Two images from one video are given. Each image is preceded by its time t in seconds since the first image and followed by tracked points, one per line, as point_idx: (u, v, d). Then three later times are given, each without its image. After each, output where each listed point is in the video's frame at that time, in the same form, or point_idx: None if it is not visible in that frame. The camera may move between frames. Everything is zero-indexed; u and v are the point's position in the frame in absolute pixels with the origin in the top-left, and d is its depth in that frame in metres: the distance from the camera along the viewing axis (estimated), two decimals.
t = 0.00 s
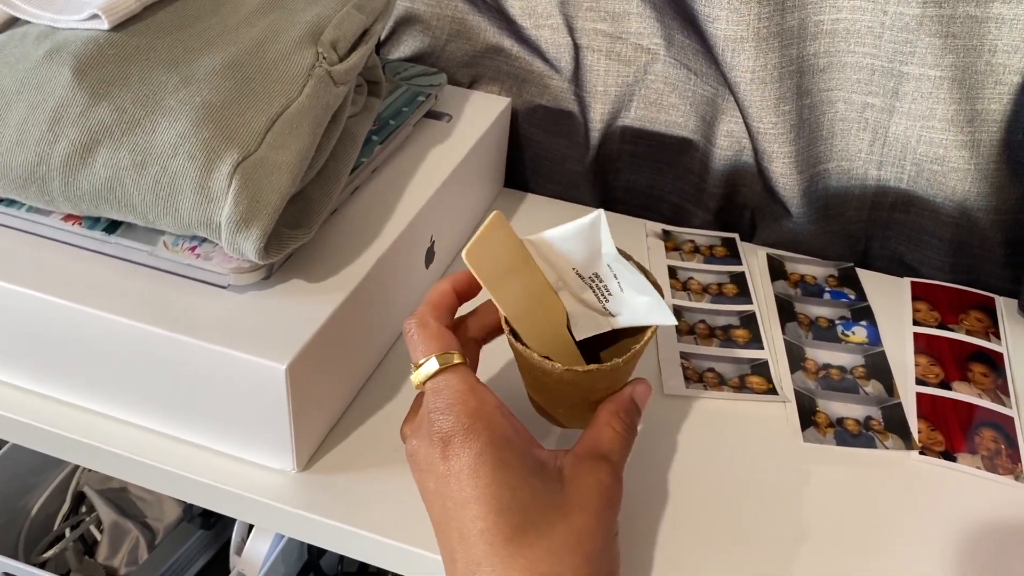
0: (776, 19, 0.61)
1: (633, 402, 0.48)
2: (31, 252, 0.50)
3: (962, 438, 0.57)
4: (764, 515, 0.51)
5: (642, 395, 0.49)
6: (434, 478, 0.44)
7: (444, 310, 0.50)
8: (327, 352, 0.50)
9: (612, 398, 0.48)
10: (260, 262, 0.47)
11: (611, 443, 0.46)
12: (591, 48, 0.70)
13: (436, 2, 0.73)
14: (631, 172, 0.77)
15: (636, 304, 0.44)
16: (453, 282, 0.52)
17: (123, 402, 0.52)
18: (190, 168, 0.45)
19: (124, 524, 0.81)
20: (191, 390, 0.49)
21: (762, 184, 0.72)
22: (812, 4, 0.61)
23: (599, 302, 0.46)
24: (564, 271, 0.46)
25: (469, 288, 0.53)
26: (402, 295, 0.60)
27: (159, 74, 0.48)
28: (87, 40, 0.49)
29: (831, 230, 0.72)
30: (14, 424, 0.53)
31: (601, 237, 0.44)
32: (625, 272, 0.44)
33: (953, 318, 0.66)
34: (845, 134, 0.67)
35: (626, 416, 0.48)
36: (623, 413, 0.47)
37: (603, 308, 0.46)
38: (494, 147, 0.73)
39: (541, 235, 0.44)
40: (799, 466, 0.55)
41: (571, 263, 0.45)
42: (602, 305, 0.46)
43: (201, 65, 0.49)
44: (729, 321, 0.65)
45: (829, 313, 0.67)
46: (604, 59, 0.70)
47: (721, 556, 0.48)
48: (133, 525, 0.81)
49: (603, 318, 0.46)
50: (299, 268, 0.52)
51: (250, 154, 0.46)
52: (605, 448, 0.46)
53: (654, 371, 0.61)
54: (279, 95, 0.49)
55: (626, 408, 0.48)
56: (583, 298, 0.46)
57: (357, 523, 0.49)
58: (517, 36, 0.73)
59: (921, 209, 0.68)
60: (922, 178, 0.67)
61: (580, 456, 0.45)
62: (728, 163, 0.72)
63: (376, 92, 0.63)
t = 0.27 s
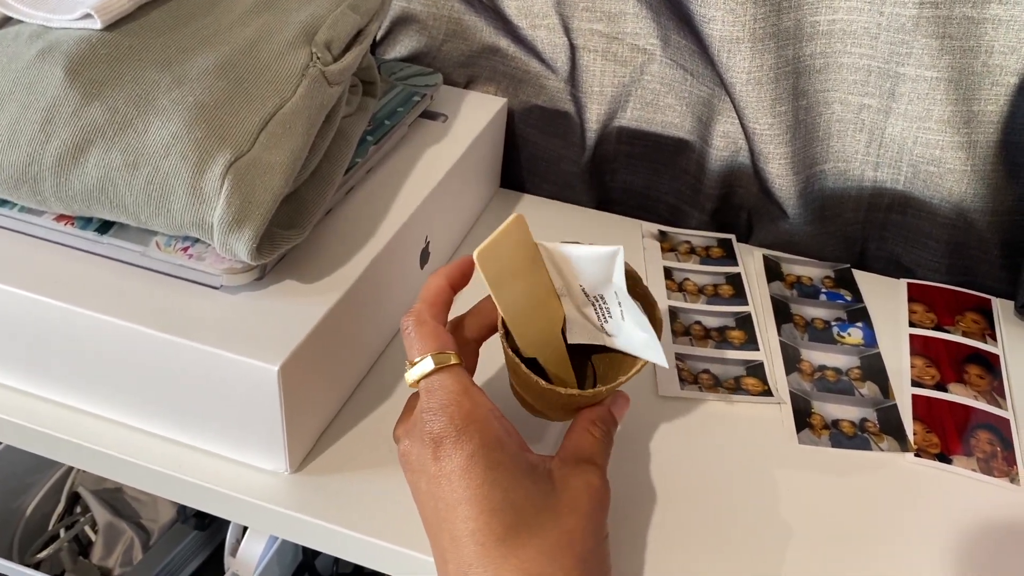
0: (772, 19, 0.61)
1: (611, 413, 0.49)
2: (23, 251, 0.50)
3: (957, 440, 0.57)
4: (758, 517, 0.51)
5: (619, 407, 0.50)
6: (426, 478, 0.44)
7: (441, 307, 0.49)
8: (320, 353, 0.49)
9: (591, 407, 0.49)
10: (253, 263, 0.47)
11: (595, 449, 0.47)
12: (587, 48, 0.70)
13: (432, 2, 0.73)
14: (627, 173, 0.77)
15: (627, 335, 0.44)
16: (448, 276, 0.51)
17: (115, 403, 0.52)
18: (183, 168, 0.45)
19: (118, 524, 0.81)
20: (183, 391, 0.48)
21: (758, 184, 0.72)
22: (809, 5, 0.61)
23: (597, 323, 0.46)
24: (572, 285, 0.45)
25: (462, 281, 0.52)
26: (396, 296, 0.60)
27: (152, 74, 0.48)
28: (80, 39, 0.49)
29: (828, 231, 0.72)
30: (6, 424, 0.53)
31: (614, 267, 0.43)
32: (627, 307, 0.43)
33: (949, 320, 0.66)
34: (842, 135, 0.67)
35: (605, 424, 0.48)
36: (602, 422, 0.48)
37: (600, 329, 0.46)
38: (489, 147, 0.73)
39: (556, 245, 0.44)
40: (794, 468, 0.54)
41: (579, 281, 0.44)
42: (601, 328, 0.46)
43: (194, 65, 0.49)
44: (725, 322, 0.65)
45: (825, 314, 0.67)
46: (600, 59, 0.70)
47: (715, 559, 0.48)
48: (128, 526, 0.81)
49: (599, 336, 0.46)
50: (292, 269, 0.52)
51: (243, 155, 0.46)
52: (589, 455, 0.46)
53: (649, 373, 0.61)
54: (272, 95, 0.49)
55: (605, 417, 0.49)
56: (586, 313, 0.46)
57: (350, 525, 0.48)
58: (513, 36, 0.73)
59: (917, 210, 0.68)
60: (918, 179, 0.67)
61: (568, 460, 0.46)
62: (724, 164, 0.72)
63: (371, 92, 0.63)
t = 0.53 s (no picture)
0: (767, 17, 0.61)
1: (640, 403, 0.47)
2: (13, 251, 0.50)
3: (952, 440, 0.56)
4: (752, 517, 0.51)
5: (651, 396, 0.48)
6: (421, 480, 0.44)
7: (433, 307, 0.49)
8: (312, 353, 0.49)
9: (619, 397, 0.47)
10: (244, 262, 0.46)
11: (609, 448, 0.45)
12: (582, 47, 0.70)
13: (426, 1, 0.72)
14: (623, 172, 0.76)
15: (642, 290, 0.44)
16: (438, 276, 0.50)
17: (106, 403, 0.51)
18: (173, 167, 0.45)
19: (113, 525, 0.81)
20: (174, 391, 0.48)
21: (754, 184, 0.72)
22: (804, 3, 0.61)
23: (607, 292, 0.46)
24: (570, 258, 0.45)
25: (453, 281, 0.51)
26: (390, 295, 0.59)
27: (142, 72, 0.48)
28: (69, 37, 0.49)
29: (824, 230, 0.71)
30: None
31: (608, 216, 0.44)
32: (635, 248, 0.44)
33: (945, 320, 0.66)
34: (838, 134, 0.67)
35: (631, 417, 0.47)
36: (628, 414, 0.46)
37: (609, 298, 0.46)
38: (484, 146, 0.73)
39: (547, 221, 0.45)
40: (788, 468, 0.54)
41: (578, 247, 0.45)
42: (609, 295, 0.46)
43: (185, 63, 0.49)
44: (720, 322, 0.65)
45: (821, 313, 0.66)
46: (595, 58, 0.70)
47: (709, 560, 0.48)
48: (122, 527, 0.81)
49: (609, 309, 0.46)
50: (284, 268, 0.51)
51: (233, 154, 0.46)
52: (602, 453, 0.45)
53: (643, 373, 0.60)
54: (263, 94, 0.49)
55: (632, 407, 0.47)
56: (587, 288, 0.46)
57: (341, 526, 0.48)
58: (508, 34, 0.73)
59: (914, 209, 0.68)
60: (915, 178, 0.66)
61: (577, 458, 0.45)
62: (720, 163, 0.71)
63: (364, 91, 0.63)
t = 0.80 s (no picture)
0: (762, 15, 0.61)
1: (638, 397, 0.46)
2: (6, 250, 0.50)
3: (948, 439, 0.56)
4: (748, 517, 0.50)
5: (651, 389, 0.47)
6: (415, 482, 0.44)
7: (427, 306, 0.49)
8: (306, 353, 0.49)
9: (617, 392, 0.46)
10: (236, 261, 0.46)
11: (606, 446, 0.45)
12: (578, 45, 0.70)
13: None
14: (619, 170, 0.76)
15: (635, 277, 0.45)
16: (433, 276, 0.50)
17: (99, 403, 0.51)
18: (165, 166, 0.45)
19: (109, 525, 0.81)
20: (167, 391, 0.48)
21: (750, 182, 0.71)
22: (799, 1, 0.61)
23: (595, 286, 0.46)
24: (559, 254, 0.46)
25: (449, 281, 0.51)
26: (384, 294, 0.59)
27: (135, 71, 0.48)
28: (62, 36, 0.49)
29: (820, 228, 0.71)
30: None
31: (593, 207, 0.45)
32: (622, 235, 0.45)
33: (941, 318, 0.66)
34: (833, 132, 0.66)
35: (629, 413, 0.46)
36: (625, 410, 0.46)
37: (597, 291, 0.46)
38: (480, 145, 0.72)
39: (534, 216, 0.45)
40: (783, 467, 0.54)
41: (567, 241, 0.45)
42: (598, 288, 0.46)
43: (178, 62, 0.49)
44: (715, 320, 0.65)
45: (817, 312, 0.66)
46: (591, 56, 0.70)
47: (703, 559, 0.48)
48: (118, 527, 0.81)
49: (598, 304, 0.46)
50: (277, 267, 0.51)
51: (226, 153, 0.46)
52: (598, 451, 0.44)
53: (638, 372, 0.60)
54: (256, 92, 0.49)
55: (631, 403, 0.46)
56: (578, 284, 0.46)
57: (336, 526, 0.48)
58: (504, 33, 0.73)
59: (910, 207, 0.68)
60: (911, 176, 0.66)
61: (572, 458, 0.44)
62: (715, 161, 0.71)
63: (359, 89, 0.63)
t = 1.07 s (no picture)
0: (758, 13, 0.61)
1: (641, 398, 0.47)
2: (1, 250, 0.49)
3: (946, 436, 0.56)
4: (745, 516, 0.50)
5: (648, 390, 0.48)
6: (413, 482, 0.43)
7: (445, 305, 0.50)
8: (302, 352, 0.49)
9: (620, 395, 0.47)
10: (231, 260, 0.46)
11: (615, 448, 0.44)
12: (574, 43, 0.70)
13: None
14: (616, 169, 0.76)
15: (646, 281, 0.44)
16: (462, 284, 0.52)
17: (95, 402, 0.51)
18: (159, 165, 0.44)
19: (106, 525, 0.80)
20: (163, 390, 0.48)
21: (747, 180, 0.71)
22: None
23: (602, 292, 0.45)
24: (569, 257, 0.45)
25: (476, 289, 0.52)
26: (381, 293, 0.59)
27: (129, 69, 0.48)
28: (56, 35, 0.48)
29: (818, 226, 0.71)
30: None
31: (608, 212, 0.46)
32: (636, 240, 0.45)
33: (939, 316, 0.65)
34: (831, 130, 0.66)
35: (639, 415, 0.46)
36: (634, 412, 0.46)
37: (604, 297, 0.45)
38: (476, 144, 0.72)
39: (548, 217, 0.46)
40: (781, 465, 0.54)
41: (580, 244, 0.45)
42: (606, 295, 0.45)
43: (172, 61, 0.49)
44: (713, 319, 0.65)
45: (815, 310, 0.66)
46: (587, 54, 0.70)
47: (701, 558, 0.48)
48: (116, 527, 0.81)
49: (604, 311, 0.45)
50: (273, 267, 0.51)
51: (221, 151, 0.45)
52: (607, 452, 0.44)
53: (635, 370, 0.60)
54: (251, 91, 0.49)
55: (636, 404, 0.46)
56: (586, 287, 0.45)
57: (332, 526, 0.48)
58: (500, 32, 0.72)
59: (908, 205, 0.68)
60: (909, 174, 0.66)
61: (579, 457, 0.44)
62: (713, 159, 0.71)
63: (355, 88, 0.63)
